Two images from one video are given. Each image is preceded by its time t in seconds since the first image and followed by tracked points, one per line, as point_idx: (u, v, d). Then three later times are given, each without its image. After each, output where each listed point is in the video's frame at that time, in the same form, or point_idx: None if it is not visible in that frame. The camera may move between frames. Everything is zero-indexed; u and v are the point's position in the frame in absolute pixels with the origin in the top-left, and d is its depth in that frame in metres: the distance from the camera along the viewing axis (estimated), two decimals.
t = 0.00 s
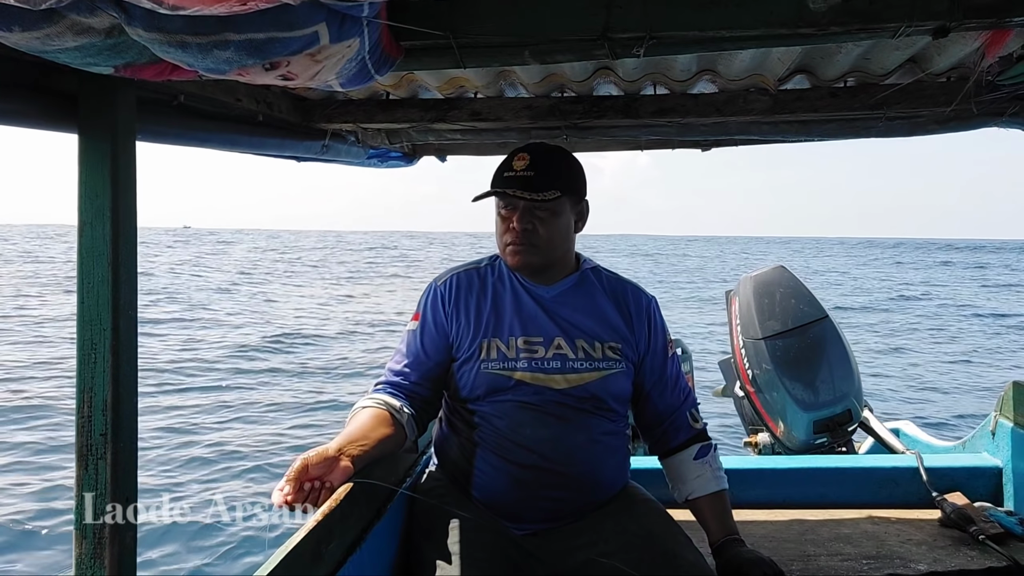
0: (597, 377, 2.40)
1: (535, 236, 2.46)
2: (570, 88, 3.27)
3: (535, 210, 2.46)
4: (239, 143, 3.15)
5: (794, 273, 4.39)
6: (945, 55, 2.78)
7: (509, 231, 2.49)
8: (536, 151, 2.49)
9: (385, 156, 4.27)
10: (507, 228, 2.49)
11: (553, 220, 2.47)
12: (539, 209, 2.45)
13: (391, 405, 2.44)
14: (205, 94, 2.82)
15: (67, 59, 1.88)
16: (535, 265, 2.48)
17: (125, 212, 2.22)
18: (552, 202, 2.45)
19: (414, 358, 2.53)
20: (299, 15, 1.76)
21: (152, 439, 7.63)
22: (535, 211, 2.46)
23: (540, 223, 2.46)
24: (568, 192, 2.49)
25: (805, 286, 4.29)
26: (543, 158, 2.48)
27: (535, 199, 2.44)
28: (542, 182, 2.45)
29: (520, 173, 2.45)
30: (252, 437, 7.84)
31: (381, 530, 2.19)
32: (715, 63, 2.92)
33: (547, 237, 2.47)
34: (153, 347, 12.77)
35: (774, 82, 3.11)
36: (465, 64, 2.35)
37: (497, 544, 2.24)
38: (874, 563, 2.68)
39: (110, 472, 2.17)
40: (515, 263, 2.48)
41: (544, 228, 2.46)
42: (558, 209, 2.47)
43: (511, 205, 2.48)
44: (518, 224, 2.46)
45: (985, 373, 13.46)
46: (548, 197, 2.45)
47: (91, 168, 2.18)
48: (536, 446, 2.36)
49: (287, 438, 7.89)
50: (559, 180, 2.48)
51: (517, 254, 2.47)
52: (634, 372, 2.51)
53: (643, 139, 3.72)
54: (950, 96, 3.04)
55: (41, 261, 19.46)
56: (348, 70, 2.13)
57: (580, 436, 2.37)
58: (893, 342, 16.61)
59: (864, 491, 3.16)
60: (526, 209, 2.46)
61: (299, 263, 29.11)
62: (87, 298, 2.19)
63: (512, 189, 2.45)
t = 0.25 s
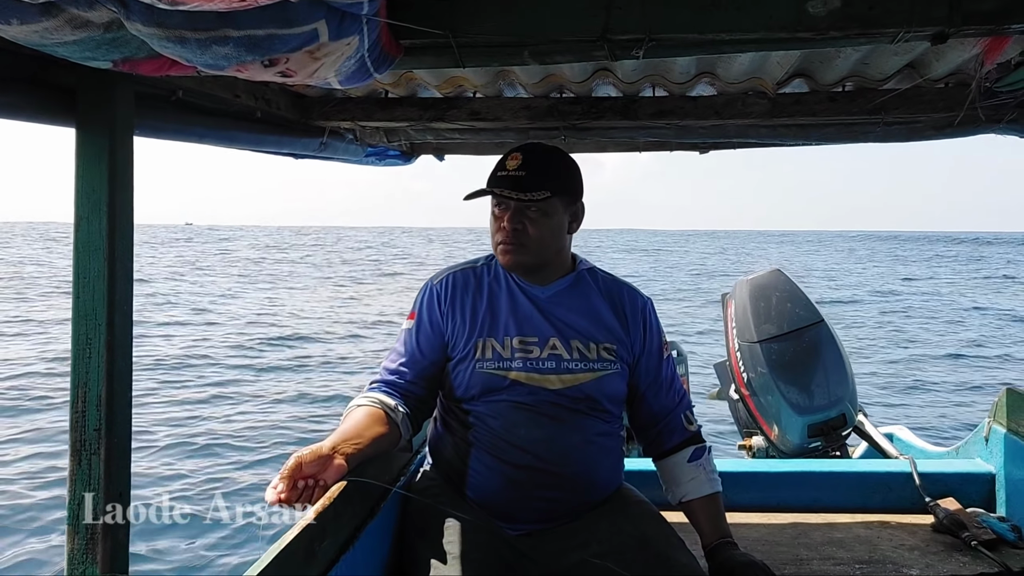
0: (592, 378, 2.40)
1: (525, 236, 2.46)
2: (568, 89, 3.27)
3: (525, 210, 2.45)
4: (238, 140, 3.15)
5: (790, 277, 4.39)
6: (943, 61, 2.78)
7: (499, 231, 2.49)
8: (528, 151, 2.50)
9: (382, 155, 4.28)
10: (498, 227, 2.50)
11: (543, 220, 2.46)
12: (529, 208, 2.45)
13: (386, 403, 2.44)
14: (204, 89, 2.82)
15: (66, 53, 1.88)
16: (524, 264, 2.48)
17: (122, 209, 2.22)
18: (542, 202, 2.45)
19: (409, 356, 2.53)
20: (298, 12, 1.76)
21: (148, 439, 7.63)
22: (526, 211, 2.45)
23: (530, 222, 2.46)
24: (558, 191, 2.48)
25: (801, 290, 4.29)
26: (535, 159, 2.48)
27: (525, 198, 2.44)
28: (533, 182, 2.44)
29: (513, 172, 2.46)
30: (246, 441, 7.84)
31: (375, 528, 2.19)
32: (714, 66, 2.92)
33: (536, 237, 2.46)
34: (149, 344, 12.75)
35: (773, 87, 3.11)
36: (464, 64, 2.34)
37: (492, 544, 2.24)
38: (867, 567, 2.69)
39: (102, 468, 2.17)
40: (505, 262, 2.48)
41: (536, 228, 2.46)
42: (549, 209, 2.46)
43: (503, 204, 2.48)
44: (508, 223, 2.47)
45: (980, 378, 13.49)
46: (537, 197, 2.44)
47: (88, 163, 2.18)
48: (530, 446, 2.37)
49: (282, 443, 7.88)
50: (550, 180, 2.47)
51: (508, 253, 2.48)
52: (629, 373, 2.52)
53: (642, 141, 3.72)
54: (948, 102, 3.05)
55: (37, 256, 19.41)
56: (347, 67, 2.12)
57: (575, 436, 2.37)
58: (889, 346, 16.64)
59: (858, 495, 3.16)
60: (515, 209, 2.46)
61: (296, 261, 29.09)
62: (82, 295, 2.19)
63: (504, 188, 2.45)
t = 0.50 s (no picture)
0: (589, 382, 2.40)
1: (524, 240, 2.46)
2: (571, 94, 3.27)
3: (523, 214, 2.45)
4: (240, 139, 3.15)
5: (790, 285, 4.39)
6: (945, 71, 2.79)
7: (499, 235, 2.49)
8: (527, 155, 2.50)
9: (384, 156, 4.28)
10: (498, 231, 2.49)
11: (542, 224, 2.46)
12: (527, 213, 2.44)
13: (384, 405, 2.43)
14: (206, 89, 2.81)
15: (69, 49, 1.88)
16: (524, 268, 2.48)
17: (123, 205, 2.22)
18: (541, 206, 2.44)
19: (407, 358, 2.53)
20: (301, 12, 1.76)
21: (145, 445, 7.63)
22: (524, 216, 2.45)
23: (529, 227, 2.45)
24: (557, 196, 2.47)
25: (800, 299, 4.29)
26: (533, 163, 2.48)
27: (524, 203, 2.43)
28: (532, 187, 2.44)
29: (512, 176, 2.46)
30: (244, 446, 7.85)
31: (372, 530, 2.19)
32: (716, 73, 2.93)
33: (535, 241, 2.46)
34: (147, 341, 12.74)
35: (775, 94, 3.12)
36: (467, 67, 2.34)
37: (487, 549, 2.24)
38: None
39: (99, 466, 2.16)
40: (505, 266, 2.48)
41: (534, 232, 2.45)
42: (548, 214, 2.46)
43: (502, 208, 2.47)
44: (507, 227, 2.46)
45: (979, 385, 13.49)
46: (536, 202, 2.43)
47: (90, 159, 2.18)
48: (527, 449, 2.36)
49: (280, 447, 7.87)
50: (549, 184, 2.46)
51: (506, 257, 2.47)
52: (626, 377, 2.51)
53: (644, 146, 3.72)
54: (949, 112, 3.06)
55: (36, 254, 19.40)
56: (350, 68, 2.13)
57: (571, 440, 2.37)
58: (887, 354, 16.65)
59: (854, 504, 3.16)
60: (514, 214, 2.45)
61: (295, 257, 29.08)
62: (81, 290, 2.18)
63: (503, 192, 2.45)
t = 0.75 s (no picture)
0: (584, 382, 2.40)
1: (515, 241, 2.46)
2: (571, 96, 3.27)
3: (515, 217, 2.45)
4: (240, 140, 3.15)
5: (789, 287, 4.39)
6: (945, 75, 2.79)
7: (491, 237, 2.50)
8: (519, 157, 2.50)
9: (384, 157, 4.28)
10: (491, 234, 2.50)
11: (534, 226, 2.46)
12: (518, 215, 2.45)
13: (380, 405, 2.44)
14: (206, 89, 2.82)
15: (70, 49, 1.88)
16: (517, 270, 2.49)
17: (122, 205, 2.22)
18: (531, 209, 2.44)
19: (403, 358, 2.53)
20: (302, 13, 1.76)
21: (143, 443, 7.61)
22: (516, 218, 2.45)
23: (521, 229, 2.46)
24: (549, 198, 2.48)
25: (799, 301, 4.29)
26: (524, 165, 2.48)
27: (514, 205, 2.44)
28: (524, 189, 2.44)
29: (503, 178, 2.46)
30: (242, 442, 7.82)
31: (370, 530, 2.18)
32: (715, 76, 2.93)
33: (528, 243, 2.46)
34: (146, 337, 12.73)
35: (774, 97, 3.12)
36: (467, 68, 2.35)
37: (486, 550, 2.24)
38: None
39: (97, 466, 2.16)
40: (498, 268, 2.49)
41: (526, 234, 2.46)
42: (540, 216, 2.46)
43: (493, 211, 2.48)
44: (499, 230, 2.47)
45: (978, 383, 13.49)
46: (527, 204, 2.43)
47: (89, 158, 2.18)
48: (523, 449, 2.36)
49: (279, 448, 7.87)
50: (540, 187, 2.46)
51: (499, 260, 2.48)
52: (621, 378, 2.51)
53: (644, 148, 3.72)
54: (949, 116, 3.07)
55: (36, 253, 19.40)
56: (350, 70, 2.13)
57: (568, 440, 2.37)
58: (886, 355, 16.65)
59: (853, 507, 3.16)
60: (507, 216, 2.46)
61: (295, 249, 29.06)
62: (79, 291, 2.18)
63: (493, 195, 2.45)
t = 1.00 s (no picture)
0: (578, 373, 2.41)
1: (501, 238, 2.46)
2: (571, 94, 3.28)
3: (500, 214, 2.45)
4: (240, 140, 3.15)
5: (789, 285, 4.39)
6: (945, 71, 2.79)
7: (477, 235, 2.50)
8: (503, 154, 2.51)
9: (384, 156, 4.28)
10: (477, 232, 2.51)
11: (518, 222, 2.46)
12: (503, 212, 2.45)
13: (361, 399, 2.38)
14: (207, 89, 2.82)
15: (70, 49, 1.88)
16: (503, 267, 2.48)
17: (123, 206, 2.22)
18: (515, 205, 2.44)
19: (392, 357, 2.51)
20: (302, 13, 1.76)
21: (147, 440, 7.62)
22: (500, 215, 2.45)
23: (506, 226, 2.45)
24: (534, 193, 2.48)
25: (800, 298, 4.28)
26: (508, 163, 2.49)
27: (499, 203, 2.44)
28: (508, 186, 2.44)
29: (488, 176, 2.46)
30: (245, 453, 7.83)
31: (370, 532, 2.18)
32: (716, 74, 2.93)
33: (513, 239, 2.46)
34: (147, 331, 12.74)
35: (774, 95, 3.12)
36: (466, 67, 2.35)
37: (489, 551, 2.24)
38: None
39: (99, 466, 2.16)
40: (484, 266, 2.48)
41: (511, 231, 2.45)
42: (524, 212, 2.46)
43: (478, 209, 2.48)
44: (485, 227, 2.47)
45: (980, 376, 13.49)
46: (509, 201, 2.43)
47: (89, 159, 2.18)
48: (520, 444, 2.36)
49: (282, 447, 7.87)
50: (524, 183, 2.46)
51: (486, 257, 2.47)
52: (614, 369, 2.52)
53: (644, 147, 3.72)
54: (948, 112, 3.07)
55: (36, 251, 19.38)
56: (350, 69, 2.13)
57: (564, 432, 2.37)
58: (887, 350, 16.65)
59: (854, 504, 3.15)
60: (491, 213, 2.46)
61: (296, 237, 29.04)
62: (81, 291, 2.18)
63: (477, 193, 2.45)
